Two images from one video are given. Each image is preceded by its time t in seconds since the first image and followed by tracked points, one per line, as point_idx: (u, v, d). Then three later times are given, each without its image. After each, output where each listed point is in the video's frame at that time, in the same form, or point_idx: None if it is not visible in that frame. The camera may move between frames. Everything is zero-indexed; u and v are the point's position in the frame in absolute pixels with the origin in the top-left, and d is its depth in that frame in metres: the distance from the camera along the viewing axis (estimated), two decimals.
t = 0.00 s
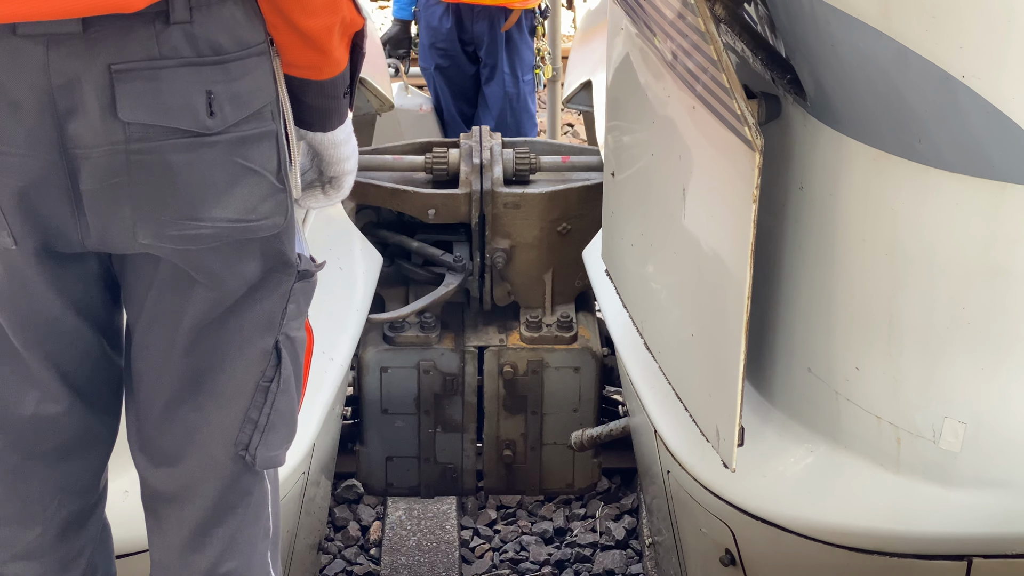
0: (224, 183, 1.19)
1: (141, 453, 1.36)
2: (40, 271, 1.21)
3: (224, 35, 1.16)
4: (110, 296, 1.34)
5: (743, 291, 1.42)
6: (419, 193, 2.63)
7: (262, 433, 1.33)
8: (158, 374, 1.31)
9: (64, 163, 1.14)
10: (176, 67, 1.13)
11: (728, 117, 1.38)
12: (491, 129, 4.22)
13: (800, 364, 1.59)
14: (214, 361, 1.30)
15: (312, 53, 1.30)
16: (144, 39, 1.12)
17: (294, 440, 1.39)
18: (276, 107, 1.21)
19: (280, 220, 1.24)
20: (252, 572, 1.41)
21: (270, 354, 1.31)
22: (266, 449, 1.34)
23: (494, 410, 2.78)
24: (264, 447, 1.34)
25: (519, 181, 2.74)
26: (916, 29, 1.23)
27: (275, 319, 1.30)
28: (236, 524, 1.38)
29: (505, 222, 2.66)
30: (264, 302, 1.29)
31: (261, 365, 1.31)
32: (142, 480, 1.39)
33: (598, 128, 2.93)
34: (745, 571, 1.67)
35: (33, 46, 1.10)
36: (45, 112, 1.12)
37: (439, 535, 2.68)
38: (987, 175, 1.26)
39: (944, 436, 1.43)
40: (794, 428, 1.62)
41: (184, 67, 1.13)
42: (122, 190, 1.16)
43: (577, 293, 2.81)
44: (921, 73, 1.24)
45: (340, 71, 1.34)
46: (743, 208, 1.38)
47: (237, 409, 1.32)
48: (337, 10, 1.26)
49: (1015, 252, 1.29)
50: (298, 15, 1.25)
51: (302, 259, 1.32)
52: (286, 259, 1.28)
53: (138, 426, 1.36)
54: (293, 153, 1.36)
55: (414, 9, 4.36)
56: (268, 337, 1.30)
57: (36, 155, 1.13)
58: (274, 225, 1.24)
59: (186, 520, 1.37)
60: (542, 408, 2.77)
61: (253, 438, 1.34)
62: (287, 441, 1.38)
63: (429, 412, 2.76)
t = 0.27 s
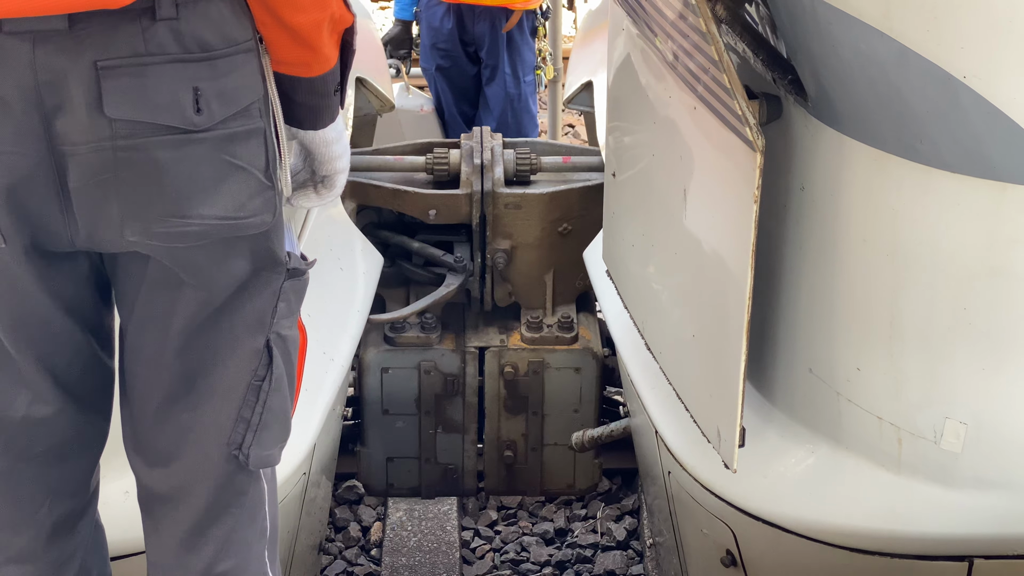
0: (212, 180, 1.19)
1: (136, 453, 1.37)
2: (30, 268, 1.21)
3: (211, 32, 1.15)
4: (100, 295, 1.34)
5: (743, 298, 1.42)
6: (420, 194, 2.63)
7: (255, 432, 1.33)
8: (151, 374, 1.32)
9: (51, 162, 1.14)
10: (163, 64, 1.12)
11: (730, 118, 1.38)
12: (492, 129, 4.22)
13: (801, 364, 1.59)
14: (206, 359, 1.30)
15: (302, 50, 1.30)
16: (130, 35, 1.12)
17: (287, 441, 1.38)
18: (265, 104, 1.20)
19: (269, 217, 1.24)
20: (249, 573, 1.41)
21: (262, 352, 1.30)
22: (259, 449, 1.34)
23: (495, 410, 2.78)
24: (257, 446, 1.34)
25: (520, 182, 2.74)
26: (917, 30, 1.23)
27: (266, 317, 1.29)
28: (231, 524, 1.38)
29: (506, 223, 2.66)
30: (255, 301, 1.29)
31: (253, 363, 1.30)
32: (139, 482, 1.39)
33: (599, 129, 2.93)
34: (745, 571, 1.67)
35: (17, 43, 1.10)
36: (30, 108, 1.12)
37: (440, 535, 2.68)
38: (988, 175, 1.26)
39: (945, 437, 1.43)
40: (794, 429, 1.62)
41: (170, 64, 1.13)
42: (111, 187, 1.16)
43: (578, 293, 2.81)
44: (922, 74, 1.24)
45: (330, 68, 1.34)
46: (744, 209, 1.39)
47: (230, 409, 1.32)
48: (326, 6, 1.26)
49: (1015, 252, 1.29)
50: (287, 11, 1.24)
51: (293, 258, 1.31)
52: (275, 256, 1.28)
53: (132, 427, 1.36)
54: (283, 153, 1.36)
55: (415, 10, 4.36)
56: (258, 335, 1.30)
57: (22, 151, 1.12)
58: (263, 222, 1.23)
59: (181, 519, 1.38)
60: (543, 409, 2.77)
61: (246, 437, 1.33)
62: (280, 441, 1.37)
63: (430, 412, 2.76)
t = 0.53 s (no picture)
0: (193, 178, 1.18)
1: (129, 455, 1.36)
2: (17, 267, 1.19)
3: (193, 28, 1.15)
4: (90, 296, 1.33)
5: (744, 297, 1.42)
6: (420, 194, 2.63)
7: (245, 433, 1.31)
8: (142, 375, 1.30)
9: (34, 157, 1.13)
10: (145, 60, 1.12)
11: (731, 121, 1.38)
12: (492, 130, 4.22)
13: (801, 365, 1.59)
14: (193, 361, 1.29)
15: (288, 46, 1.27)
16: (111, 31, 1.11)
17: (279, 443, 1.36)
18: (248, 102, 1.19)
19: (252, 216, 1.22)
20: None
21: (250, 353, 1.29)
22: (250, 449, 1.32)
23: (495, 411, 2.78)
24: (247, 447, 1.32)
25: (520, 182, 2.74)
26: (917, 30, 1.23)
27: (252, 316, 1.28)
28: (225, 524, 1.37)
29: (506, 223, 2.65)
30: (240, 297, 1.27)
31: (240, 364, 1.29)
32: (134, 484, 1.38)
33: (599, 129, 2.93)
34: (745, 572, 1.67)
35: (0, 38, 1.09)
36: (14, 104, 1.11)
37: (440, 536, 2.68)
38: (988, 176, 1.26)
39: (946, 438, 1.43)
40: (795, 430, 1.62)
41: (152, 60, 1.12)
42: (92, 183, 1.15)
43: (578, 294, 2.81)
44: (923, 75, 1.24)
45: (318, 65, 1.32)
46: (743, 208, 1.39)
47: (219, 409, 1.30)
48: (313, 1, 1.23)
49: (1015, 253, 1.29)
50: (273, 6, 1.22)
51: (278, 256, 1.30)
52: (260, 256, 1.26)
53: (125, 428, 1.35)
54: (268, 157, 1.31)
55: (415, 11, 4.36)
56: (245, 335, 1.28)
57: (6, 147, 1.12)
58: (245, 221, 1.22)
59: (175, 522, 1.37)
60: (544, 409, 2.77)
61: (236, 438, 1.32)
62: (273, 443, 1.35)
63: (430, 413, 2.76)
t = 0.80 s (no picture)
0: (170, 175, 1.15)
1: (120, 456, 1.35)
2: None
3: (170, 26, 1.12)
4: (77, 292, 1.33)
5: (747, 290, 1.41)
6: (421, 195, 2.63)
7: (231, 432, 1.30)
8: (130, 377, 1.30)
9: (12, 154, 1.13)
10: (120, 58, 1.09)
11: (735, 124, 1.37)
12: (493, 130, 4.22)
13: (803, 365, 1.59)
14: (179, 363, 1.28)
15: (269, 41, 1.23)
16: (86, 29, 1.09)
17: (267, 442, 1.35)
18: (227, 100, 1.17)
19: (230, 214, 1.20)
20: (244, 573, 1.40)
21: (234, 352, 1.28)
22: (236, 448, 1.31)
23: (496, 411, 2.78)
24: (233, 446, 1.30)
25: (522, 183, 2.74)
26: (919, 31, 1.23)
27: (234, 314, 1.26)
28: (216, 522, 1.36)
29: (508, 224, 2.65)
30: (221, 294, 1.25)
31: (225, 363, 1.28)
32: (128, 486, 1.37)
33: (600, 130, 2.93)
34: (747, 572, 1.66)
35: None
36: None
37: (441, 536, 2.68)
38: (990, 176, 1.26)
39: (948, 438, 1.43)
40: (796, 430, 1.62)
41: (127, 58, 1.09)
42: (68, 180, 1.14)
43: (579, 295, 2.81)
44: (925, 75, 1.24)
45: (301, 61, 1.28)
46: (744, 208, 1.39)
47: (206, 409, 1.29)
48: None
49: (1017, 253, 1.29)
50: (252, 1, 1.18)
51: (260, 255, 1.28)
52: (240, 254, 1.24)
53: (117, 429, 1.34)
54: (249, 156, 1.26)
55: (416, 11, 4.36)
56: (229, 334, 1.27)
57: None
58: (223, 220, 1.20)
59: (166, 519, 1.36)
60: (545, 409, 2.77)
61: (222, 437, 1.30)
62: (261, 441, 1.34)
63: (431, 413, 2.76)
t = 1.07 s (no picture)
0: (138, 178, 1.15)
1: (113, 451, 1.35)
2: None
3: (138, 31, 1.12)
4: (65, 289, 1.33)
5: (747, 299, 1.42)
6: (423, 194, 2.63)
7: (215, 430, 1.29)
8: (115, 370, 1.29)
9: None
10: (86, 61, 1.10)
11: (739, 123, 1.37)
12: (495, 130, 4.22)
13: (806, 365, 1.59)
14: (161, 363, 1.27)
15: (244, 41, 1.22)
16: (54, 32, 1.10)
17: (254, 438, 1.33)
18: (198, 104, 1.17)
19: (201, 218, 1.19)
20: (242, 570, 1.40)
21: (216, 350, 1.26)
22: (221, 445, 1.30)
23: (499, 411, 2.78)
24: (219, 443, 1.29)
25: (524, 183, 2.73)
26: (922, 31, 1.23)
27: (212, 314, 1.25)
28: (206, 516, 1.36)
29: (510, 224, 2.65)
30: (193, 295, 1.24)
31: (206, 361, 1.26)
32: (122, 481, 1.37)
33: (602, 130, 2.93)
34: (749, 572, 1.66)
35: None
36: None
37: (443, 536, 2.68)
38: (993, 176, 1.25)
39: (951, 438, 1.43)
40: (799, 430, 1.62)
41: (94, 62, 1.10)
42: (36, 181, 1.14)
43: (581, 294, 2.81)
44: (928, 75, 1.24)
45: (279, 61, 1.26)
46: (747, 211, 1.39)
47: (190, 407, 1.29)
48: None
49: (1019, 253, 1.28)
50: None
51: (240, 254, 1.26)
52: (214, 254, 1.23)
53: (112, 425, 1.34)
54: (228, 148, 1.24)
55: (419, 10, 4.36)
56: (209, 334, 1.25)
57: None
58: (194, 223, 1.19)
59: (156, 513, 1.36)
60: (547, 409, 2.77)
61: (206, 435, 1.29)
62: (247, 437, 1.32)
63: (433, 413, 2.76)
